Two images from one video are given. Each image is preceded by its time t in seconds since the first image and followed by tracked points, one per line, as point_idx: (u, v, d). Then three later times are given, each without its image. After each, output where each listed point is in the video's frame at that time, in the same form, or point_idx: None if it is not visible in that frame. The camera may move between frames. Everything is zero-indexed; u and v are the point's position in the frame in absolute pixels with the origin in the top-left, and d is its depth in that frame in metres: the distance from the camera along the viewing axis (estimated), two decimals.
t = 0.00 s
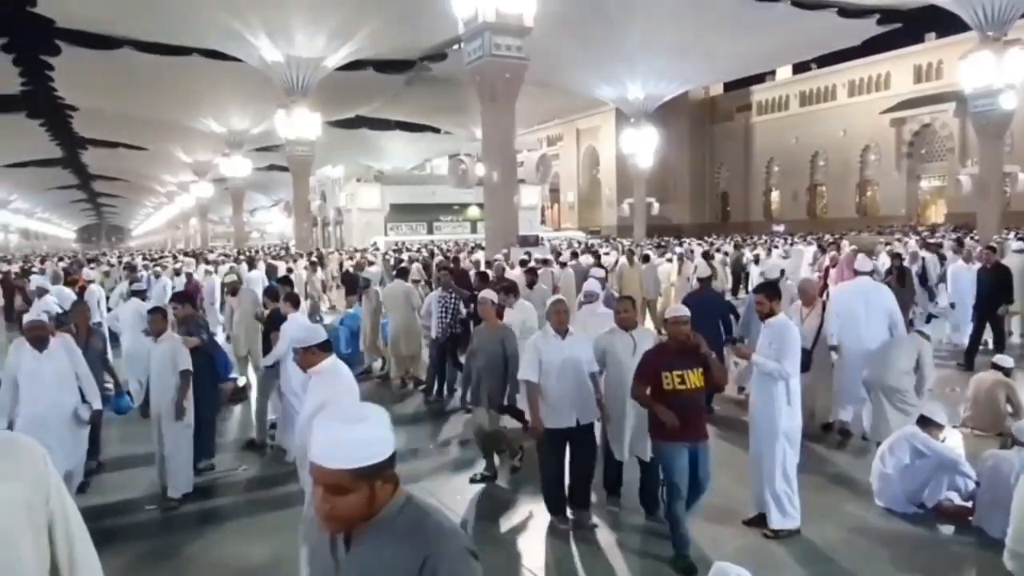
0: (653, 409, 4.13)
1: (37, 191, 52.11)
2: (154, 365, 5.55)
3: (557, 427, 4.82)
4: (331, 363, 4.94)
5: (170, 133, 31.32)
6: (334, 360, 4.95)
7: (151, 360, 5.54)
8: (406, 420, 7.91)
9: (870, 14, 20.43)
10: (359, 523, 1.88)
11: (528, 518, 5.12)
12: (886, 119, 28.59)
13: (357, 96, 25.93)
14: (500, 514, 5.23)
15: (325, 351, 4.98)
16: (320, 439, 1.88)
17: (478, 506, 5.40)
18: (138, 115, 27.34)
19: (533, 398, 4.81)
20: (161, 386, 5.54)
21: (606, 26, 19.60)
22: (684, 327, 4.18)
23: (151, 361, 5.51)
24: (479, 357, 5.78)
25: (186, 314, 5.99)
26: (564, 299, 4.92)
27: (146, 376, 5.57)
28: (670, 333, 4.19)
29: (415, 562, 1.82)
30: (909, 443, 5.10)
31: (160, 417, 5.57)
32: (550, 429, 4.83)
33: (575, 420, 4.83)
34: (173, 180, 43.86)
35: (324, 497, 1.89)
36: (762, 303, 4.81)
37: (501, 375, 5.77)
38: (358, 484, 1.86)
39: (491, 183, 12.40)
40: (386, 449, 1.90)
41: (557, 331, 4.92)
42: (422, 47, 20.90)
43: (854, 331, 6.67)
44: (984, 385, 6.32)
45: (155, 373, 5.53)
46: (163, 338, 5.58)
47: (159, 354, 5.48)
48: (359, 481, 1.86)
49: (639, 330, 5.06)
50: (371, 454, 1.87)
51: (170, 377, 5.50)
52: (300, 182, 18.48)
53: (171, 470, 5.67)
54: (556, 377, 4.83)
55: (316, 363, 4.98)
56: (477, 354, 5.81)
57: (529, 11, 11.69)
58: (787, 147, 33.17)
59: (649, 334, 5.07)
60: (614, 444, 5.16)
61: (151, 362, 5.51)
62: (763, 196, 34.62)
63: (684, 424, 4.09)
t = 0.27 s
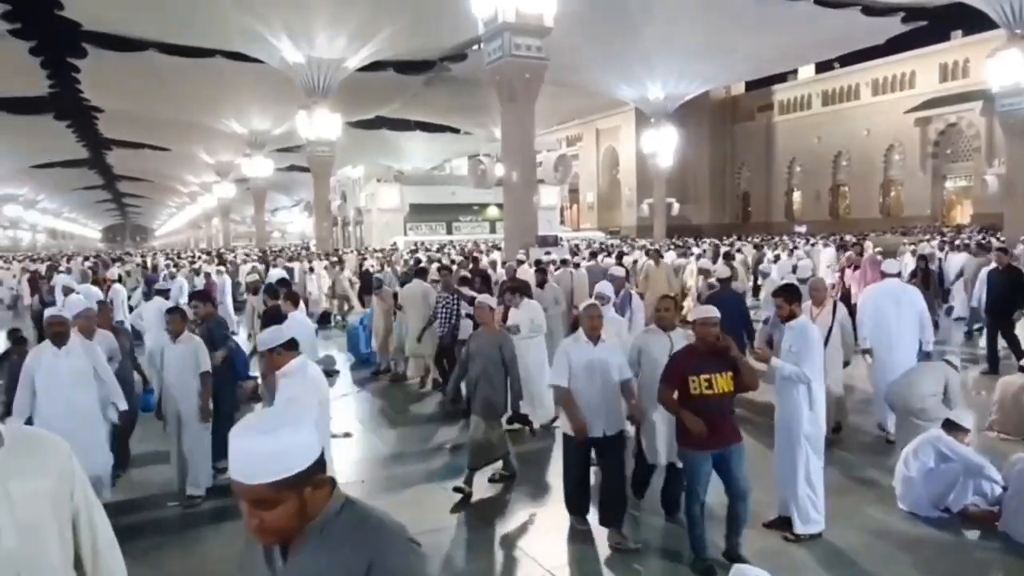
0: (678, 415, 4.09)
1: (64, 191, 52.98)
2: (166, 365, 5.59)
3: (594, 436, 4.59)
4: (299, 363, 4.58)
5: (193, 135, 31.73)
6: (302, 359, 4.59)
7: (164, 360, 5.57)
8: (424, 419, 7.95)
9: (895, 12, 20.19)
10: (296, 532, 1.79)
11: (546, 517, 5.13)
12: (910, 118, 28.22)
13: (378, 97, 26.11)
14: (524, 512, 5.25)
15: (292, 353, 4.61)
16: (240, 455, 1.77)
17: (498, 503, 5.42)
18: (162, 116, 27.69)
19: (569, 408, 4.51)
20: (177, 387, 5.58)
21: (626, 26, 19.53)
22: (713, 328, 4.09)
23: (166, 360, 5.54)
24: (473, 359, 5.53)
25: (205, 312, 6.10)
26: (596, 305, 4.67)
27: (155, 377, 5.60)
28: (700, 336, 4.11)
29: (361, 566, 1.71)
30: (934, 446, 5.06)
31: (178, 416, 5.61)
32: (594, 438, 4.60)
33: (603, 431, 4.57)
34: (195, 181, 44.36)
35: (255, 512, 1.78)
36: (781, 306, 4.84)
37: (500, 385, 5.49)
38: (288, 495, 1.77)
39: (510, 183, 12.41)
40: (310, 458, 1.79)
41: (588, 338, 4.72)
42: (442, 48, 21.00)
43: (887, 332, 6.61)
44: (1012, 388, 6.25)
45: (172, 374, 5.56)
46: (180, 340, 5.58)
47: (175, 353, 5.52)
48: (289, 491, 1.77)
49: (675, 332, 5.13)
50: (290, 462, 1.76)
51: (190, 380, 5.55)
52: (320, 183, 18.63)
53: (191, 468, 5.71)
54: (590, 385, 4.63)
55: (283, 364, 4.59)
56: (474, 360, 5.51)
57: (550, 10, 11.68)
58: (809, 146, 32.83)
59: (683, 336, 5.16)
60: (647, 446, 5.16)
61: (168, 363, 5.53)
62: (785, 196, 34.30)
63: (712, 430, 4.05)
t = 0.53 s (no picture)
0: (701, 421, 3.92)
1: (73, 190, 53.26)
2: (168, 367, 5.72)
3: (604, 437, 4.42)
4: (251, 369, 4.36)
5: (200, 133, 31.83)
6: (254, 363, 4.34)
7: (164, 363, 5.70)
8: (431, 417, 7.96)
9: (904, 9, 20.08)
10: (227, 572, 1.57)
11: (552, 516, 5.10)
12: (919, 115, 28.07)
13: (384, 96, 26.13)
14: (531, 510, 5.22)
15: (245, 358, 4.39)
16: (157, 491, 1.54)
17: (505, 503, 5.39)
18: (170, 115, 27.78)
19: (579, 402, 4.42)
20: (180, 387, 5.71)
21: (633, 23, 19.49)
22: (741, 333, 3.85)
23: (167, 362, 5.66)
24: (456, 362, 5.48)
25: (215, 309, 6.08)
26: (631, 301, 4.39)
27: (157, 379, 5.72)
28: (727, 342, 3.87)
29: None
30: (943, 445, 5.04)
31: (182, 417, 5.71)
32: (598, 437, 4.44)
33: (628, 432, 4.39)
34: (204, 180, 44.52)
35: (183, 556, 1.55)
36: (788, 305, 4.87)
37: (480, 388, 5.45)
38: (218, 531, 1.54)
39: (517, 181, 12.41)
40: (239, 491, 1.57)
41: (618, 335, 4.52)
42: (449, 47, 21.01)
43: (895, 331, 6.61)
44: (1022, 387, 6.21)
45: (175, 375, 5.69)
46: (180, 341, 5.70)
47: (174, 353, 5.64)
48: (219, 529, 1.54)
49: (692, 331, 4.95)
50: (214, 499, 1.53)
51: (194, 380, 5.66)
52: (327, 182, 18.66)
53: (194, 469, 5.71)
54: (613, 385, 4.41)
55: (236, 370, 4.35)
56: (454, 365, 5.46)
57: (556, 9, 11.66)
58: (817, 144, 32.69)
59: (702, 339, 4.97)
60: (671, 451, 4.73)
61: (171, 363, 5.65)
62: (793, 194, 34.14)
63: (738, 439, 3.87)
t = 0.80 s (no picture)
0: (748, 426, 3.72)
1: (102, 191, 54.12)
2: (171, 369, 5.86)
3: (633, 440, 4.16)
4: (220, 367, 3.98)
5: (225, 134, 32.17)
6: (223, 359, 3.99)
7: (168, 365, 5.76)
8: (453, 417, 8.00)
9: (933, 4, 19.76)
10: None
11: (572, 519, 5.05)
12: (949, 113, 27.61)
13: (407, 96, 26.24)
14: (550, 513, 5.18)
15: (211, 354, 4.00)
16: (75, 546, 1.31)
17: (525, 504, 5.36)
18: (196, 116, 28.11)
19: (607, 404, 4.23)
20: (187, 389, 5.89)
21: (657, 21, 19.39)
22: (798, 335, 3.68)
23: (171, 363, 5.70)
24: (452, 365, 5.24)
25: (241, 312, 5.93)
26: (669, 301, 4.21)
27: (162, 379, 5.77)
28: (782, 344, 3.69)
29: None
30: (974, 449, 4.97)
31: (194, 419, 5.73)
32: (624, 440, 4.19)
33: (661, 438, 4.14)
34: (229, 180, 45.00)
35: None
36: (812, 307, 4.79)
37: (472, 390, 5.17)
38: None
39: (538, 180, 12.40)
40: (180, 537, 1.39)
41: (655, 338, 4.27)
42: (471, 46, 21.03)
43: (918, 331, 6.54)
44: None
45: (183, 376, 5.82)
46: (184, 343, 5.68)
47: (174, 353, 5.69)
48: None
49: (722, 336, 4.48)
50: (135, 558, 1.32)
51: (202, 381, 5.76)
52: (350, 181, 18.76)
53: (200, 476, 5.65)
54: (643, 388, 4.20)
55: (203, 369, 3.96)
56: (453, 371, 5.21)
57: (578, 7, 11.63)
58: (844, 142, 32.27)
59: (735, 344, 4.45)
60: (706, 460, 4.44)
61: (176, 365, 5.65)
62: (818, 193, 33.72)
63: (789, 445, 3.68)
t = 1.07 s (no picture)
0: (813, 435, 3.57)
1: (152, 193, 55.60)
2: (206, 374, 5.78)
3: (684, 454, 4.13)
4: (211, 374, 3.60)
5: (269, 137, 32.78)
6: (216, 369, 3.62)
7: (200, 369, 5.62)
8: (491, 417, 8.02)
9: None
10: None
11: (611, 521, 5.04)
12: (1002, 108, 26.71)
13: (447, 98, 26.41)
14: (590, 514, 5.17)
15: (200, 360, 3.61)
16: None
17: (564, 505, 5.36)
18: (240, 120, 28.67)
19: (653, 417, 4.25)
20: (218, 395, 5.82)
21: (698, 19, 19.16)
22: (868, 339, 3.49)
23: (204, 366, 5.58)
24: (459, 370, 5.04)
25: (289, 316, 5.99)
26: (719, 308, 4.12)
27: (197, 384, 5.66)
28: (848, 348, 3.53)
29: None
30: None
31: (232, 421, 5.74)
32: (674, 453, 4.18)
33: (718, 453, 4.07)
34: (273, 183, 45.84)
35: None
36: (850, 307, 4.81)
37: (478, 395, 5.00)
38: None
39: (577, 181, 12.36)
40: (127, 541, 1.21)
41: (708, 347, 4.19)
42: (511, 48, 21.08)
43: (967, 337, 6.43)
44: None
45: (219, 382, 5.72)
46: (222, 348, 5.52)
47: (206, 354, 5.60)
48: None
49: (770, 340, 4.24)
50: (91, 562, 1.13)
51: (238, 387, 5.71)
52: (390, 183, 18.95)
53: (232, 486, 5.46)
54: (697, 400, 4.14)
55: (194, 376, 3.58)
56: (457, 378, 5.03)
57: (618, 7, 11.55)
58: (892, 140, 31.46)
59: (785, 346, 4.21)
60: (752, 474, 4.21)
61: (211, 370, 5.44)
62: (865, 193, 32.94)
63: (852, 455, 3.48)
